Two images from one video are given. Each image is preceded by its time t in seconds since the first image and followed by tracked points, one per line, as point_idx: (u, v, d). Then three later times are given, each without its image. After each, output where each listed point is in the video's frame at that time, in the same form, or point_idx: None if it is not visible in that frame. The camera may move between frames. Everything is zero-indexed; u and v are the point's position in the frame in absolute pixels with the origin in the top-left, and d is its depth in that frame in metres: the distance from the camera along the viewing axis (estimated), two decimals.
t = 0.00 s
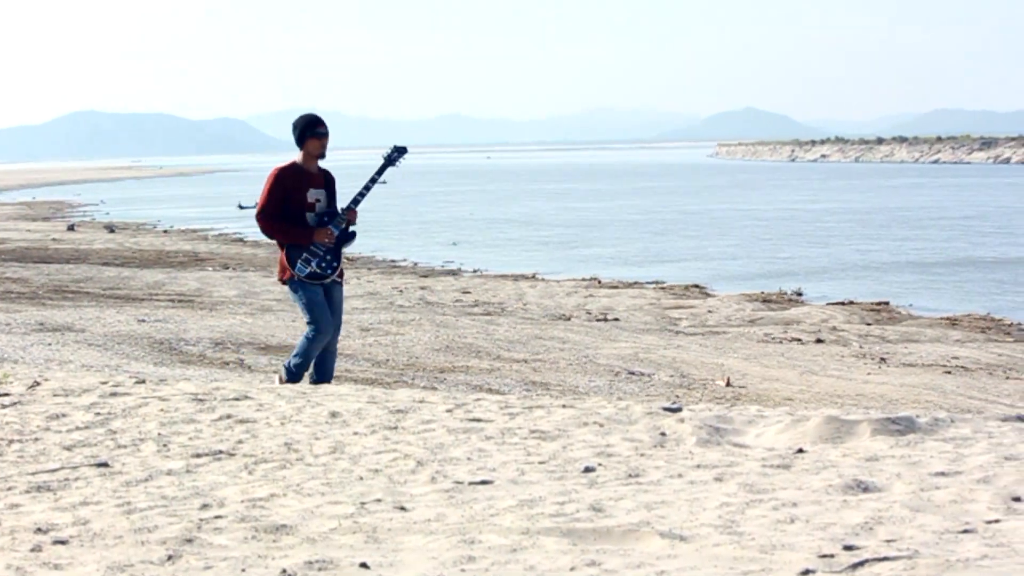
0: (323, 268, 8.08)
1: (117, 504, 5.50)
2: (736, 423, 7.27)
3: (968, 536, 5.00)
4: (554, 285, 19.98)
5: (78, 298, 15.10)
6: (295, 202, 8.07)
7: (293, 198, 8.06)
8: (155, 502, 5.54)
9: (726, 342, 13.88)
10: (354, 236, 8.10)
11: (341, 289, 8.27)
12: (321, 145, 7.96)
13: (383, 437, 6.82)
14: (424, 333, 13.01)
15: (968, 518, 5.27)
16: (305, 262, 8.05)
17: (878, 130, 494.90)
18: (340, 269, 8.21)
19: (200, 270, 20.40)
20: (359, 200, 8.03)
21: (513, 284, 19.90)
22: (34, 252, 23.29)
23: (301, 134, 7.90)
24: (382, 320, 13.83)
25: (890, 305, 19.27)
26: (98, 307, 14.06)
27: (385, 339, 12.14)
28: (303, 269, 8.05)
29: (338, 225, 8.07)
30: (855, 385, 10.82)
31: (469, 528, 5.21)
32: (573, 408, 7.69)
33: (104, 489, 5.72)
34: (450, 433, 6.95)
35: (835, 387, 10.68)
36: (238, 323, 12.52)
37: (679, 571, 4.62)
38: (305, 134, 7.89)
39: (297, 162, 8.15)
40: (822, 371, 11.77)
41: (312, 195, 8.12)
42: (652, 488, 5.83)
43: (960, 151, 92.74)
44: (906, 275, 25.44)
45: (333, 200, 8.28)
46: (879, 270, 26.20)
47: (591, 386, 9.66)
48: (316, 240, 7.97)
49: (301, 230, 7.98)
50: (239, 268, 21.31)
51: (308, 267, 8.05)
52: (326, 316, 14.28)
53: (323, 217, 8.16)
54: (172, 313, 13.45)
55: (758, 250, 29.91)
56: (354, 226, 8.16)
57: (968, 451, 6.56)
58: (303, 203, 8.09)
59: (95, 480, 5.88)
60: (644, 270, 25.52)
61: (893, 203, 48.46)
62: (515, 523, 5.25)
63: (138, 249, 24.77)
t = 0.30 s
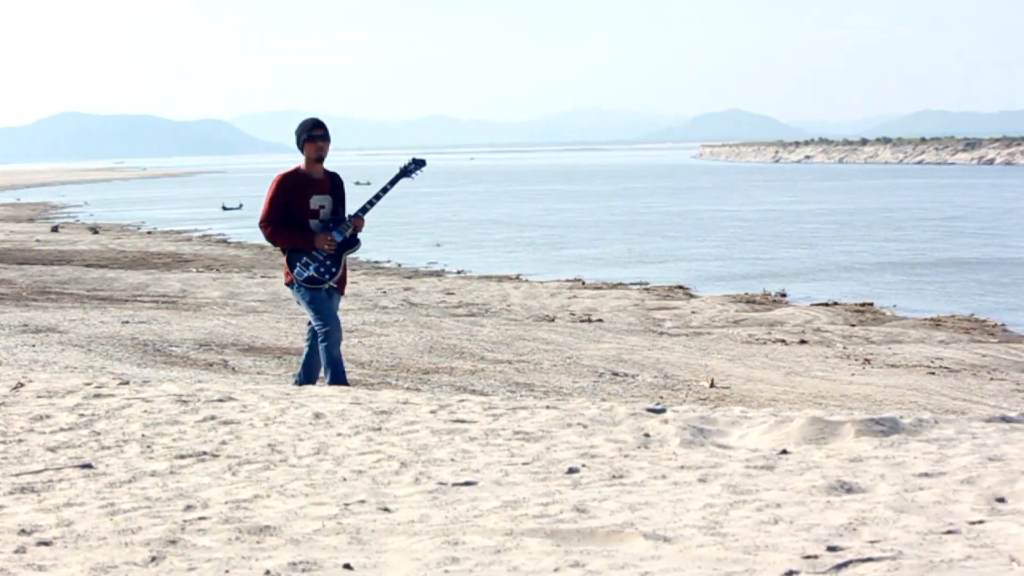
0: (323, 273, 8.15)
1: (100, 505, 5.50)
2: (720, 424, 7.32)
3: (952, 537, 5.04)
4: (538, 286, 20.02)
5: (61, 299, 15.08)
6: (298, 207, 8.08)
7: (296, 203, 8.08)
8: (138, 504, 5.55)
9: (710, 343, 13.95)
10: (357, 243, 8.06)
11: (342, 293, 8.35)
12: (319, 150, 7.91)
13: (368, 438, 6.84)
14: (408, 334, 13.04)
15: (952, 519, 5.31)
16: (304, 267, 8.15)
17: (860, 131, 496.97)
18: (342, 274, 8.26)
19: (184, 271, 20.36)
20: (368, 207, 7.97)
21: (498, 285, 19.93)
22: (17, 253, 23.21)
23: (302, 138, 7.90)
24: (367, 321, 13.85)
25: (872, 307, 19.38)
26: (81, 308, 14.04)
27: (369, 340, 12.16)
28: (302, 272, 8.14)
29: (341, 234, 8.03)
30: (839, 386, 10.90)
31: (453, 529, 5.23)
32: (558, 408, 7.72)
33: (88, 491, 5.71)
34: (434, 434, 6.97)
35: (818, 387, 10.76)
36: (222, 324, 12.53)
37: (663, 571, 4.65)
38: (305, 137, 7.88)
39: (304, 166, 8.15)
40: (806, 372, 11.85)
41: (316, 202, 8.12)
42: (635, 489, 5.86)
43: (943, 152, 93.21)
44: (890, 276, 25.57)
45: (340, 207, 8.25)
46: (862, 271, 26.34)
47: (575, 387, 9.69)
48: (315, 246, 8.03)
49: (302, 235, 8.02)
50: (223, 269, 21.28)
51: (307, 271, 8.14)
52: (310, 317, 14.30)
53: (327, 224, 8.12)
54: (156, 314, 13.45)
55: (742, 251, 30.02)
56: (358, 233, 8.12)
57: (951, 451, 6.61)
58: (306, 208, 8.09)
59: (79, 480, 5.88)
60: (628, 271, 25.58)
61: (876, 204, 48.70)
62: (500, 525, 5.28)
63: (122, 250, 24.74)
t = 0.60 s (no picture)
0: (337, 277, 8.06)
1: (83, 505, 5.50)
2: (702, 424, 7.36)
3: (935, 538, 5.08)
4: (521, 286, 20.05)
5: (43, 300, 15.04)
6: (310, 207, 8.03)
7: (307, 203, 8.03)
8: (121, 504, 5.55)
9: (692, 343, 14.02)
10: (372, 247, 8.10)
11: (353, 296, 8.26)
12: (327, 149, 7.90)
13: (350, 438, 6.85)
14: (392, 334, 13.06)
15: (935, 520, 5.36)
16: (319, 269, 8.03)
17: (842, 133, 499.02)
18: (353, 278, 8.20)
19: (166, 271, 20.31)
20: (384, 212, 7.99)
21: (480, 285, 19.96)
22: None
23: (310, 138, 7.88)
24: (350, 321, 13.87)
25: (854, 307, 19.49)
26: (63, 308, 14.02)
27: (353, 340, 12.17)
28: (316, 275, 8.02)
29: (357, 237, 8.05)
30: (822, 386, 10.97)
31: (436, 529, 5.25)
32: (539, 409, 7.75)
33: (70, 491, 5.71)
34: (417, 434, 6.99)
35: (801, 387, 10.83)
36: (204, 325, 12.53)
37: (645, 570, 4.68)
38: (313, 137, 7.86)
39: (312, 164, 8.09)
40: (789, 372, 11.93)
41: (328, 201, 8.07)
42: (618, 489, 5.89)
43: (925, 153, 93.69)
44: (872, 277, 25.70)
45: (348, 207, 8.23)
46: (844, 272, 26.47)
47: (558, 387, 9.73)
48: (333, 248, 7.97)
49: (316, 237, 7.97)
50: (205, 269, 21.26)
51: (321, 274, 8.03)
52: (294, 317, 14.31)
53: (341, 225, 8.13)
54: (139, 314, 13.43)
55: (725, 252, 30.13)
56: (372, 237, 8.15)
57: (934, 452, 6.67)
58: (319, 208, 8.05)
59: (61, 481, 5.88)
60: (610, 271, 25.65)
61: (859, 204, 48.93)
62: (483, 525, 5.30)
63: (104, 250, 24.68)
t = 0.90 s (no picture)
0: (350, 273, 8.05)
1: (66, 506, 5.50)
2: (686, 425, 7.40)
3: (918, 538, 5.13)
4: (504, 287, 20.07)
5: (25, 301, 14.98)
6: (320, 200, 8.04)
7: (318, 196, 8.06)
8: (105, 505, 5.55)
9: (676, 344, 14.07)
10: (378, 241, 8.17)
11: (365, 291, 8.26)
12: (345, 147, 7.95)
13: (334, 439, 6.87)
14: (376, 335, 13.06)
15: (919, 520, 5.41)
16: (333, 265, 8.01)
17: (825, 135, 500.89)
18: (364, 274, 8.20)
19: (149, 272, 20.25)
20: (385, 209, 8.07)
21: (464, 287, 19.98)
22: None
23: (327, 133, 7.90)
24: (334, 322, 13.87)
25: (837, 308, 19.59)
26: (46, 309, 13.97)
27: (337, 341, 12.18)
28: (330, 271, 8.01)
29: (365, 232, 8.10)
30: (806, 387, 11.03)
31: (419, 531, 5.27)
32: (523, 410, 7.77)
33: (54, 492, 5.71)
34: (401, 435, 7.01)
35: (786, 388, 10.89)
36: (188, 326, 12.51)
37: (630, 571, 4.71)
38: (331, 133, 7.87)
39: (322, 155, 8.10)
40: (772, 372, 11.99)
41: (338, 194, 8.10)
42: (601, 490, 5.92)
43: (908, 154, 94.17)
44: (855, 278, 25.82)
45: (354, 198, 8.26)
46: (828, 273, 26.59)
47: (541, 388, 9.76)
48: (346, 244, 7.98)
49: (329, 231, 8.02)
50: (188, 270, 21.21)
51: (335, 270, 8.02)
52: (279, 317, 14.31)
53: (346, 217, 8.19)
54: (122, 316, 13.39)
55: (709, 253, 30.21)
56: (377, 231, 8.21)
57: (918, 452, 6.73)
58: (329, 201, 8.09)
59: (44, 482, 5.87)
60: (594, 272, 25.71)
61: (842, 206, 49.14)
62: (466, 526, 5.32)
63: (86, 251, 24.60)
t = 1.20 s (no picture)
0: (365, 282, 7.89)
1: (45, 507, 5.50)
2: (665, 425, 7.45)
3: (897, 538, 5.18)
4: (484, 288, 20.11)
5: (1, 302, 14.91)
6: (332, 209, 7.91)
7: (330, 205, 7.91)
8: (84, 506, 5.55)
9: (656, 344, 14.15)
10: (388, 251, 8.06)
11: (376, 302, 8.10)
12: (361, 155, 7.84)
13: (312, 440, 6.88)
14: (356, 335, 13.07)
15: (897, 521, 5.46)
16: (351, 274, 7.80)
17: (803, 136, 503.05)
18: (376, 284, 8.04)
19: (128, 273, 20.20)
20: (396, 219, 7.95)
21: (444, 287, 19.99)
22: None
23: (343, 142, 7.76)
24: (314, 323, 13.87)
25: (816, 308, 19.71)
26: (22, 310, 13.92)
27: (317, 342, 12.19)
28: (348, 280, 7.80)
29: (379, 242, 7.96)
30: (786, 387, 11.11)
31: (399, 531, 5.29)
32: (502, 411, 7.80)
33: (33, 493, 5.71)
34: (380, 436, 7.03)
35: (765, 388, 10.98)
36: (168, 326, 12.50)
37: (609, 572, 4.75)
38: (347, 142, 7.75)
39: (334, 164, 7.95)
40: (752, 373, 12.07)
41: (350, 203, 7.97)
42: (580, 490, 5.96)
43: (887, 154, 94.75)
44: (834, 278, 25.98)
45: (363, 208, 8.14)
46: (807, 273, 26.74)
47: (520, 389, 9.79)
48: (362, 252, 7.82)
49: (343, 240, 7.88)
50: (168, 271, 21.15)
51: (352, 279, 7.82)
52: (258, 318, 14.30)
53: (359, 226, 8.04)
54: (100, 317, 13.37)
55: (688, 254, 30.32)
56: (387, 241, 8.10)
57: (896, 453, 6.79)
58: (342, 208, 7.94)
59: (22, 483, 5.87)
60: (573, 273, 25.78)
61: (821, 206, 49.37)
62: (446, 527, 5.34)
63: (64, 252, 24.51)
